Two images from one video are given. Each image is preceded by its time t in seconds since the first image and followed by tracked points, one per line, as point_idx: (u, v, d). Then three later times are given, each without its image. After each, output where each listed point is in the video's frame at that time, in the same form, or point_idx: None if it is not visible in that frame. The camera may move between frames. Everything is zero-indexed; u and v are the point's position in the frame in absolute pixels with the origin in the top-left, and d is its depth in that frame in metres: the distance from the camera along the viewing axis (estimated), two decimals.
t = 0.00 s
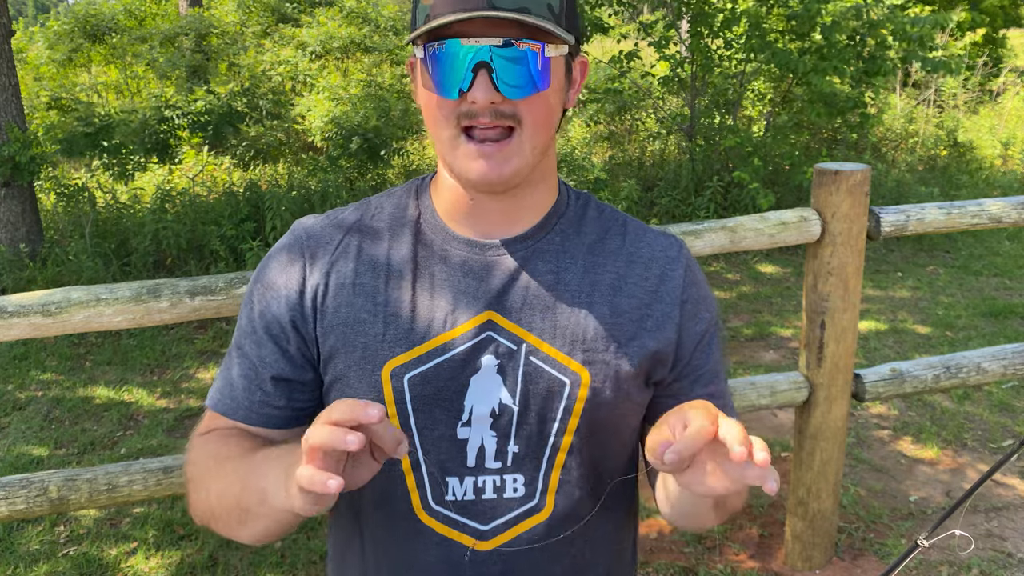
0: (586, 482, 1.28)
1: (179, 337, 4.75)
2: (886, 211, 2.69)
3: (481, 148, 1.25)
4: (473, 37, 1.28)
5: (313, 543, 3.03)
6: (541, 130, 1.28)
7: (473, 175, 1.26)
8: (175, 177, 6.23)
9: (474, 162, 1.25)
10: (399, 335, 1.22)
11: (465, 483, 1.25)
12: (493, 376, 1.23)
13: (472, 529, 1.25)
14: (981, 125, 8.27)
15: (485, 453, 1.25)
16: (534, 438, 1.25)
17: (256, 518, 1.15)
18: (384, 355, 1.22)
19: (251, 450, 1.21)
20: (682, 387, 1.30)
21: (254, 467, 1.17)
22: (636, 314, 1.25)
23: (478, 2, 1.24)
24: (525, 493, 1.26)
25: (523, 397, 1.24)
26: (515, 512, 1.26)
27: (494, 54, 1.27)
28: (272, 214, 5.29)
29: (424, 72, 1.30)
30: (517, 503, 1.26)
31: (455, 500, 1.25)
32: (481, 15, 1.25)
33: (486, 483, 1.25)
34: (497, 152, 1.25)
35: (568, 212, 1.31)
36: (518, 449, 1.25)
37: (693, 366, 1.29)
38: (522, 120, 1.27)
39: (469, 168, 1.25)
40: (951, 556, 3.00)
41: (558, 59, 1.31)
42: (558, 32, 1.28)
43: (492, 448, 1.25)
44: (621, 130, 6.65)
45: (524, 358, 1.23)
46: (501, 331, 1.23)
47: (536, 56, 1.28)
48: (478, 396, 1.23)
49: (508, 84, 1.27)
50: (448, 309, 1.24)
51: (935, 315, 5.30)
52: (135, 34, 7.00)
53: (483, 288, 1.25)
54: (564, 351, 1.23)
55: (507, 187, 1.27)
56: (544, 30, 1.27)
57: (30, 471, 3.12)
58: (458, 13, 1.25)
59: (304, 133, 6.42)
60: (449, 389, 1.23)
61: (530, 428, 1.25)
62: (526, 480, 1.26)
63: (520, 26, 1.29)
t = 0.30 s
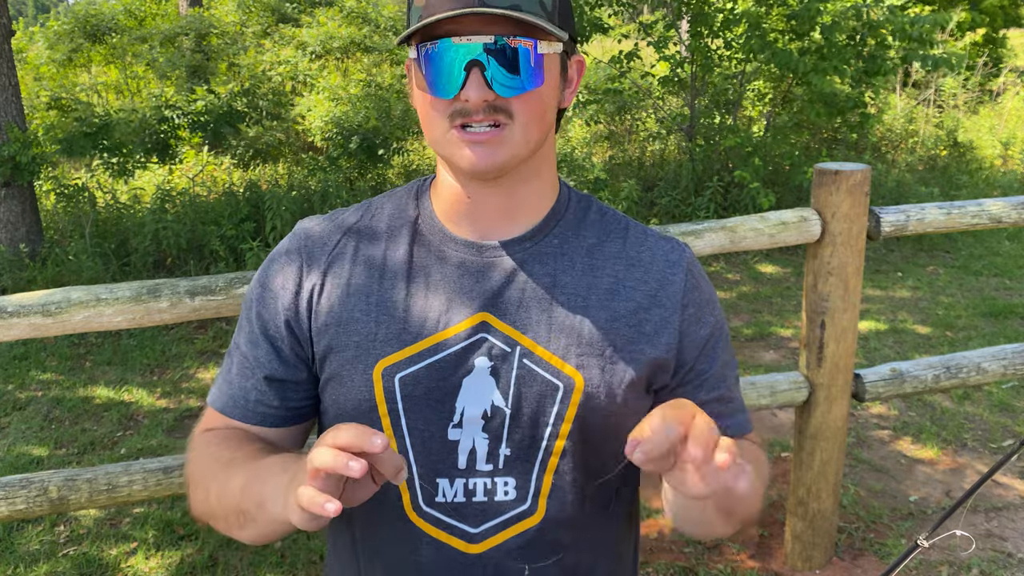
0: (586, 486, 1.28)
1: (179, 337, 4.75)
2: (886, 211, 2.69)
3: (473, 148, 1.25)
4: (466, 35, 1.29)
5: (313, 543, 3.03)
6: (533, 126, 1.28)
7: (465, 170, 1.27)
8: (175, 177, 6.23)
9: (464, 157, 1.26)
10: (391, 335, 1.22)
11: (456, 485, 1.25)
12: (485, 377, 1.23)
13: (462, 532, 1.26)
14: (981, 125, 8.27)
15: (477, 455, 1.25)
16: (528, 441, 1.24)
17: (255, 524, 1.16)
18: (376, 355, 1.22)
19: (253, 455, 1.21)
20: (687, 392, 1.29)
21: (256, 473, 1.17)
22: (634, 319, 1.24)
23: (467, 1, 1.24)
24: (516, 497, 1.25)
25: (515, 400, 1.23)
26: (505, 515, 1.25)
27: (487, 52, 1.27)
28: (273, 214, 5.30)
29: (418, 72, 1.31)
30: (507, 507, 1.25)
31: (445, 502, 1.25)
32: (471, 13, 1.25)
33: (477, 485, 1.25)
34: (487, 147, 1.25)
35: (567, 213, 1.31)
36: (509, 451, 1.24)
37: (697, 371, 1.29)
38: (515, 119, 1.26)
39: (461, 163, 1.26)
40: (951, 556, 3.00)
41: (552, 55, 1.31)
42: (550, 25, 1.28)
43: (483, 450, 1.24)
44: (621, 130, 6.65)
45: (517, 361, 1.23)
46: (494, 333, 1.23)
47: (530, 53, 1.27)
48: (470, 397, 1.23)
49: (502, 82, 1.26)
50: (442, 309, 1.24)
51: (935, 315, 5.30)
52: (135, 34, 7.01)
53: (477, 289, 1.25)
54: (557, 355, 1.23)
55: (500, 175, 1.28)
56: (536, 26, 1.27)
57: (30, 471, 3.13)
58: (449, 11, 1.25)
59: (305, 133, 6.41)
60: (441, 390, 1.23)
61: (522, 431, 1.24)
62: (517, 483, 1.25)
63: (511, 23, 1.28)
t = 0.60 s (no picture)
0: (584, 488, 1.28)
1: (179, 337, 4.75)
2: (886, 211, 2.69)
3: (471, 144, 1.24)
4: (462, 29, 1.29)
5: (312, 543, 3.03)
6: (532, 123, 1.27)
7: (463, 168, 1.26)
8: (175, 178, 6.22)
9: (461, 155, 1.25)
10: (387, 338, 1.22)
11: (452, 490, 1.24)
12: (483, 382, 1.23)
13: (459, 537, 1.26)
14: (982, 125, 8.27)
15: (474, 460, 1.24)
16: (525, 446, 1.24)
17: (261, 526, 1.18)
18: (372, 359, 1.22)
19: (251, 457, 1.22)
20: (689, 397, 1.31)
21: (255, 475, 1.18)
22: (635, 322, 1.24)
23: None
24: (514, 501, 1.25)
25: (514, 405, 1.23)
26: (502, 520, 1.25)
27: (485, 47, 1.27)
28: (273, 214, 5.30)
29: (414, 68, 1.30)
30: (505, 512, 1.25)
31: (441, 507, 1.25)
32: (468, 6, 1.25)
33: (474, 490, 1.25)
34: (487, 145, 1.24)
35: (566, 215, 1.31)
36: (507, 456, 1.24)
37: (698, 375, 1.30)
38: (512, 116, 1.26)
39: (459, 164, 1.25)
40: (951, 556, 3.00)
41: (551, 50, 1.31)
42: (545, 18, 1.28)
43: (481, 455, 1.24)
44: (621, 130, 6.65)
45: (516, 365, 1.23)
46: (493, 337, 1.23)
47: (527, 47, 1.27)
48: (467, 402, 1.23)
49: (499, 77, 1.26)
50: (438, 313, 1.23)
51: (935, 315, 5.30)
52: (135, 34, 7.01)
53: (475, 294, 1.25)
54: (558, 360, 1.23)
55: (500, 179, 1.27)
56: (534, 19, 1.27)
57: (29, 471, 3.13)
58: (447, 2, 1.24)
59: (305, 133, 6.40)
60: (437, 394, 1.23)
61: (519, 437, 1.24)
62: (515, 488, 1.25)
63: (507, 17, 1.29)
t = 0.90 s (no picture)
0: (587, 489, 1.28)
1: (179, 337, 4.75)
2: (886, 211, 2.69)
3: (481, 149, 1.25)
4: (479, 33, 1.28)
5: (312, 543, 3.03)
6: (544, 130, 1.28)
7: (470, 170, 1.26)
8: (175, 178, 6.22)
9: (473, 158, 1.25)
10: (396, 342, 1.21)
11: (464, 493, 1.24)
12: (493, 384, 1.22)
13: (471, 540, 1.26)
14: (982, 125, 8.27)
15: (486, 463, 1.24)
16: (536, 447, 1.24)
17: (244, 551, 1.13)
18: (380, 363, 1.21)
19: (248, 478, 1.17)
20: (691, 395, 1.33)
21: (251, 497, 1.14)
22: (641, 322, 1.25)
23: None
24: (525, 503, 1.26)
25: (525, 407, 1.23)
26: (515, 522, 1.26)
27: (502, 53, 1.27)
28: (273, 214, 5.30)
29: (427, 68, 1.30)
30: (517, 513, 1.26)
31: (453, 510, 1.25)
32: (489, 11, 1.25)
33: (487, 493, 1.25)
34: (498, 147, 1.25)
35: (568, 215, 1.31)
36: (519, 458, 1.24)
37: (698, 372, 1.32)
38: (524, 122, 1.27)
39: (468, 165, 1.25)
40: (951, 556, 3.00)
41: (566, 58, 1.31)
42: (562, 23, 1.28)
43: (492, 458, 1.24)
44: (621, 130, 6.65)
45: (527, 367, 1.23)
46: (503, 339, 1.23)
47: (545, 55, 1.28)
48: (478, 405, 1.22)
49: (514, 84, 1.27)
50: (446, 316, 1.23)
51: (935, 315, 5.30)
52: (134, 34, 7.01)
53: (483, 296, 1.24)
54: (568, 361, 1.23)
55: (506, 182, 1.28)
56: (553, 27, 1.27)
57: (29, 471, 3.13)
58: (466, 9, 1.24)
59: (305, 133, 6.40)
60: (447, 397, 1.22)
61: (532, 438, 1.24)
62: (527, 489, 1.25)
63: (525, 24, 1.29)
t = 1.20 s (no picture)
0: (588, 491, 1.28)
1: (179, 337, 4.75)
2: (886, 211, 2.69)
3: (475, 151, 1.25)
4: (471, 36, 1.28)
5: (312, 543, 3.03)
6: (538, 128, 1.28)
7: (465, 172, 1.26)
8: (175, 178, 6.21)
9: (464, 161, 1.25)
10: (399, 344, 1.21)
11: (473, 495, 1.25)
12: (500, 383, 1.22)
13: (479, 543, 1.26)
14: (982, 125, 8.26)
15: (495, 464, 1.24)
16: (546, 449, 1.24)
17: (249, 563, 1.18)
18: (384, 366, 1.21)
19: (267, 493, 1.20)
20: (699, 387, 1.33)
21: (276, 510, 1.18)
22: (644, 315, 1.25)
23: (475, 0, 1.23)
24: (536, 505, 1.26)
25: (533, 406, 1.23)
26: (525, 525, 1.26)
27: (495, 54, 1.27)
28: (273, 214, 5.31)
29: (420, 72, 1.30)
30: (526, 516, 1.26)
31: (461, 513, 1.25)
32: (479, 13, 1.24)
33: (496, 495, 1.25)
34: (492, 148, 1.25)
35: (567, 212, 1.31)
36: (528, 460, 1.24)
37: (704, 363, 1.32)
38: (517, 122, 1.26)
39: (464, 168, 1.25)
40: (951, 556, 3.00)
41: (558, 56, 1.31)
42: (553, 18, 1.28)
43: (501, 459, 1.24)
44: (621, 130, 6.65)
45: (533, 365, 1.23)
46: (508, 338, 1.23)
47: (536, 55, 1.28)
48: (485, 405, 1.22)
49: (506, 84, 1.27)
50: (450, 316, 1.23)
51: (935, 315, 5.30)
52: (135, 34, 7.01)
53: (487, 295, 1.24)
54: (574, 357, 1.23)
55: (503, 182, 1.28)
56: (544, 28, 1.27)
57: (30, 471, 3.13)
58: (458, 13, 1.24)
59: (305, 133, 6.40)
60: (455, 398, 1.22)
61: (542, 439, 1.24)
62: (537, 492, 1.25)
63: (516, 24, 1.29)
